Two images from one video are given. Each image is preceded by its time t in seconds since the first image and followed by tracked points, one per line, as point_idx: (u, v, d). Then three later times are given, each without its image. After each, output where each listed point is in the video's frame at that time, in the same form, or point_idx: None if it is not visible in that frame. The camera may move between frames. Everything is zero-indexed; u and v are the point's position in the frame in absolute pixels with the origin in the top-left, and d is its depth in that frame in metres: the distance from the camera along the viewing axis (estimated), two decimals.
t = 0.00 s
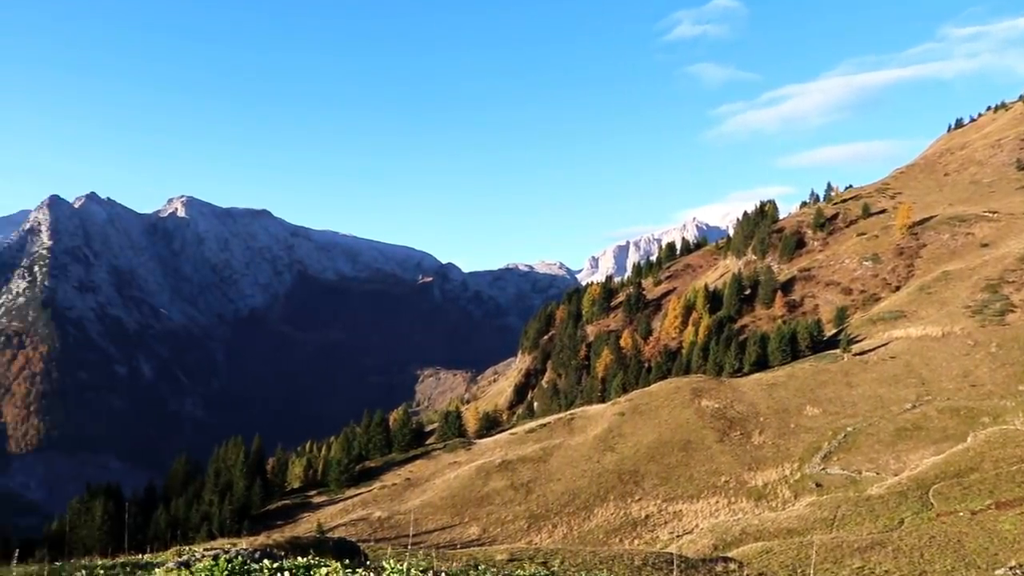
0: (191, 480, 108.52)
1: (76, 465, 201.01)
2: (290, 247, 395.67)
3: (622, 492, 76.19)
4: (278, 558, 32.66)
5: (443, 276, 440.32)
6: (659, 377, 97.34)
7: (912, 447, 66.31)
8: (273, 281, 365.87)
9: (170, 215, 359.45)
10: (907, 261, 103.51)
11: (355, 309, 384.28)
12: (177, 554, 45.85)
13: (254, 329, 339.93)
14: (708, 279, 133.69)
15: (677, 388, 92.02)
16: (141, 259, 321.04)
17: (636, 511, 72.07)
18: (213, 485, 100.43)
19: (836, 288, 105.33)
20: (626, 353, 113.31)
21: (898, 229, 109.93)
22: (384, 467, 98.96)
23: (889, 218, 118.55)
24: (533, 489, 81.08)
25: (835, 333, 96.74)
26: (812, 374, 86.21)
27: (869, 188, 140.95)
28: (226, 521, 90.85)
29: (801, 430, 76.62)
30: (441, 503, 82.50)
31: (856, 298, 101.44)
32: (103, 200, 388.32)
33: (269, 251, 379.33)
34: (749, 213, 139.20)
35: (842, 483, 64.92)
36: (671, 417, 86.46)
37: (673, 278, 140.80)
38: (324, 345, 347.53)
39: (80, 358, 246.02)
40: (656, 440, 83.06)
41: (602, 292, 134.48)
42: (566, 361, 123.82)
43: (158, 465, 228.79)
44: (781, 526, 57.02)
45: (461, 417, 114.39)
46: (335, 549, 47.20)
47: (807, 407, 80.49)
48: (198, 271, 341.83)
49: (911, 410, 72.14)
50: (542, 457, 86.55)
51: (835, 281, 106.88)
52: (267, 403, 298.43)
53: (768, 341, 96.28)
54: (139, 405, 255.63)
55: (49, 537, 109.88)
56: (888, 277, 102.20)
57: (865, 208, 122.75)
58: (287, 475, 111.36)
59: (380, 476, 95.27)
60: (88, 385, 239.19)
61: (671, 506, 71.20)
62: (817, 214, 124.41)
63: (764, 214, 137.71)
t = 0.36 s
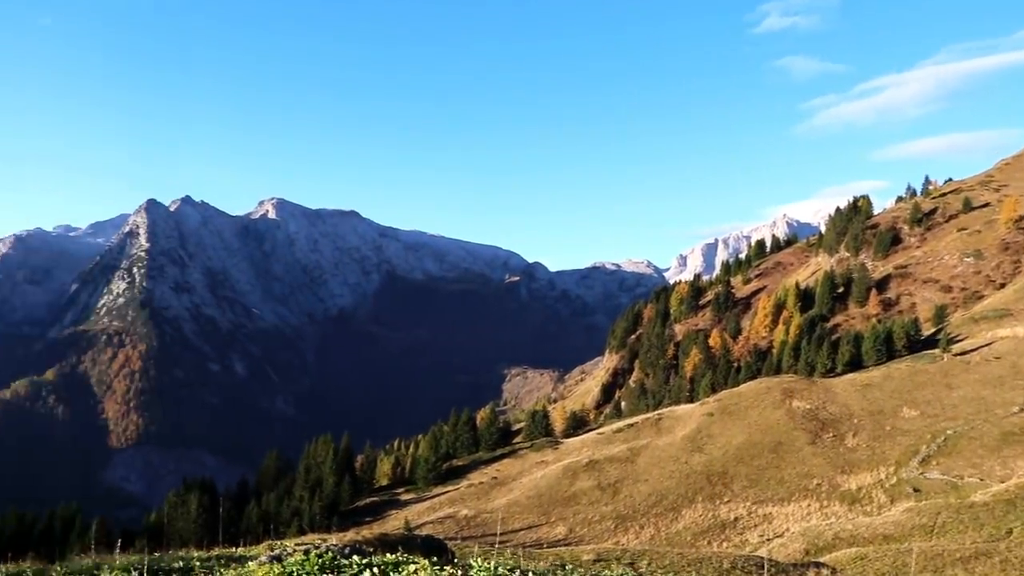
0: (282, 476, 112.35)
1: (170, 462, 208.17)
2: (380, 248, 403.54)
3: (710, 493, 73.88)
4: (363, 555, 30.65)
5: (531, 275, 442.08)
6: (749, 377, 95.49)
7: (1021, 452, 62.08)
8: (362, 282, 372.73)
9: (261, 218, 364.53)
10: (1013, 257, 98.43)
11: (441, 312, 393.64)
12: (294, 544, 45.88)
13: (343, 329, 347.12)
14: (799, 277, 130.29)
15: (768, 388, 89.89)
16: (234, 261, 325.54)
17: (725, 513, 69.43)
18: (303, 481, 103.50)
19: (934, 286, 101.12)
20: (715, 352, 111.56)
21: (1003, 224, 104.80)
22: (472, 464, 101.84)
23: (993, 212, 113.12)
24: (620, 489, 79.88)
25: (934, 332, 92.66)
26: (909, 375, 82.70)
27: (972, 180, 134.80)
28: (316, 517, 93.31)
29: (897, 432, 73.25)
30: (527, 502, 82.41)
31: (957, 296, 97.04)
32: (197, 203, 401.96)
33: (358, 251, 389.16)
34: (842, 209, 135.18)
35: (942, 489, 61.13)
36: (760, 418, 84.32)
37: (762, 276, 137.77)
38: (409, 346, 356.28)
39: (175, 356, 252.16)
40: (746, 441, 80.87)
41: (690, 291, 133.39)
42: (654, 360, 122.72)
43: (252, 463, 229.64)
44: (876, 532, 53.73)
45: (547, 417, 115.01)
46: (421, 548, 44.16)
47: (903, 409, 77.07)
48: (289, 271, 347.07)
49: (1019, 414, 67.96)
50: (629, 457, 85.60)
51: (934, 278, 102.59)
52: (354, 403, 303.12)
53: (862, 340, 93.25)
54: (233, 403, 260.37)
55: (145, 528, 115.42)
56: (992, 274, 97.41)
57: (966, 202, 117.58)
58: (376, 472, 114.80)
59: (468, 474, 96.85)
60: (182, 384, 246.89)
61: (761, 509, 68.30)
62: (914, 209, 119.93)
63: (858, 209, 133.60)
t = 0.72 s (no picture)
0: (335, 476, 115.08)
1: (227, 463, 211.00)
2: (432, 250, 427.30)
3: (766, 496, 72.28)
4: (426, 555, 26.67)
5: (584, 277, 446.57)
6: (805, 379, 94.24)
7: None
8: (416, 282, 392.75)
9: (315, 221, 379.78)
10: None
11: (496, 316, 386.57)
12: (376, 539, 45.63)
13: (397, 331, 351.93)
14: (856, 276, 128.30)
15: (824, 390, 88.67)
16: (290, 263, 332.33)
17: (781, 517, 67.71)
18: (358, 482, 105.33)
19: (999, 286, 98.43)
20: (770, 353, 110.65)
21: None
22: (524, 466, 103.60)
23: None
24: (674, 491, 78.82)
25: (998, 332, 90.17)
26: (972, 377, 80.52)
27: None
28: (370, 517, 94.34)
29: (960, 435, 71.41)
30: (581, 504, 82.23)
31: (1022, 296, 94.30)
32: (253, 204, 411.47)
33: (412, 253, 410.40)
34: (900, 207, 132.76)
35: (1008, 495, 59.19)
36: (817, 420, 82.99)
37: (819, 276, 135.91)
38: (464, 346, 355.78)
39: (231, 358, 253.92)
40: (802, 443, 79.53)
41: (745, 291, 132.32)
42: (708, 362, 122.26)
43: (303, 462, 237.37)
44: (939, 538, 52.24)
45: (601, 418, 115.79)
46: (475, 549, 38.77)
47: (966, 412, 75.10)
48: (342, 274, 359.41)
49: None
50: (683, 459, 84.96)
51: (998, 278, 99.93)
52: (407, 405, 303.70)
53: (922, 341, 91.40)
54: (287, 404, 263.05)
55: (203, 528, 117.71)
56: None
57: None
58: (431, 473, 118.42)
59: (521, 475, 98.45)
60: (237, 384, 248.58)
61: (818, 513, 66.46)
62: (977, 207, 117.11)
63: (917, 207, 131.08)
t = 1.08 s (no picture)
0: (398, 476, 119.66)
1: (290, 463, 216.06)
2: (493, 250, 427.76)
3: (831, 499, 70.64)
4: (491, 557, 23.37)
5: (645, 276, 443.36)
6: (871, 380, 92.54)
7: None
8: (476, 282, 393.45)
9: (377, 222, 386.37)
10: None
11: (554, 313, 391.96)
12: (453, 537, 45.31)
13: (458, 331, 355.77)
14: (924, 274, 125.18)
15: (892, 390, 86.89)
16: (351, 264, 338.93)
17: (847, 520, 65.84)
18: (420, 482, 107.66)
19: None
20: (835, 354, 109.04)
21: None
22: (586, 466, 107.47)
23: None
24: (738, 494, 77.78)
25: None
26: None
27: None
28: (432, 517, 96.13)
29: None
30: (642, 506, 82.13)
31: None
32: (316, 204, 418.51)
33: (473, 253, 411.82)
34: (972, 203, 128.93)
35: None
36: (884, 422, 81.08)
37: (886, 275, 132.96)
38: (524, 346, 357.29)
39: (295, 358, 259.37)
40: (870, 445, 77.70)
41: (810, 291, 130.28)
42: (772, 362, 120.95)
43: (367, 463, 242.03)
44: (1016, 546, 50.23)
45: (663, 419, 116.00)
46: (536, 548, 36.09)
47: None
48: (404, 275, 363.17)
49: None
50: (746, 461, 84.14)
51: None
52: (469, 403, 306.43)
53: (996, 342, 88.78)
54: (351, 405, 266.93)
55: (269, 525, 120.80)
56: None
57: None
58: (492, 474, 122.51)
59: (581, 477, 101.27)
60: (301, 384, 254.01)
61: (885, 517, 64.37)
62: None
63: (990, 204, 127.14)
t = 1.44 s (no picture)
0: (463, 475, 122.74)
1: (357, 462, 223.33)
2: (558, 250, 422.38)
3: (905, 505, 68.73)
4: (554, 556, 23.52)
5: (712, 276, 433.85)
6: (948, 382, 89.31)
7: None
8: (542, 283, 388.29)
9: (443, 222, 389.59)
10: None
11: (621, 313, 384.66)
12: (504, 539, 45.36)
13: (525, 333, 356.07)
14: (1007, 272, 119.57)
15: (969, 393, 83.89)
16: (416, 266, 344.99)
17: (923, 527, 63.92)
18: (485, 481, 110.14)
19: None
20: (909, 355, 105.62)
21: None
22: (652, 469, 108.31)
23: None
24: (807, 497, 76.63)
25: None
26: None
27: None
28: (497, 517, 98.28)
29: None
30: (709, 508, 81.83)
31: None
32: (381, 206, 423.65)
33: (537, 253, 405.52)
34: None
35: None
36: (963, 426, 78.34)
37: (964, 272, 127.58)
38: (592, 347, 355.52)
39: (362, 358, 266.26)
40: (946, 450, 75.22)
41: (881, 290, 126.48)
42: (842, 363, 117.92)
43: (432, 462, 246.93)
44: None
45: (730, 421, 114.93)
46: (604, 550, 36.46)
47: None
48: (470, 275, 366.38)
49: None
50: (816, 464, 82.80)
51: None
52: (536, 405, 310.46)
53: None
54: (417, 406, 271.86)
55: (336, 524, 123.97)
56: None
57: None
58: (558, 475, 124.72)
59: (648, 479, 102.66)
60: (368, 384, 260.75)
61: (964, 524, 62.13)
62: None
63: None
